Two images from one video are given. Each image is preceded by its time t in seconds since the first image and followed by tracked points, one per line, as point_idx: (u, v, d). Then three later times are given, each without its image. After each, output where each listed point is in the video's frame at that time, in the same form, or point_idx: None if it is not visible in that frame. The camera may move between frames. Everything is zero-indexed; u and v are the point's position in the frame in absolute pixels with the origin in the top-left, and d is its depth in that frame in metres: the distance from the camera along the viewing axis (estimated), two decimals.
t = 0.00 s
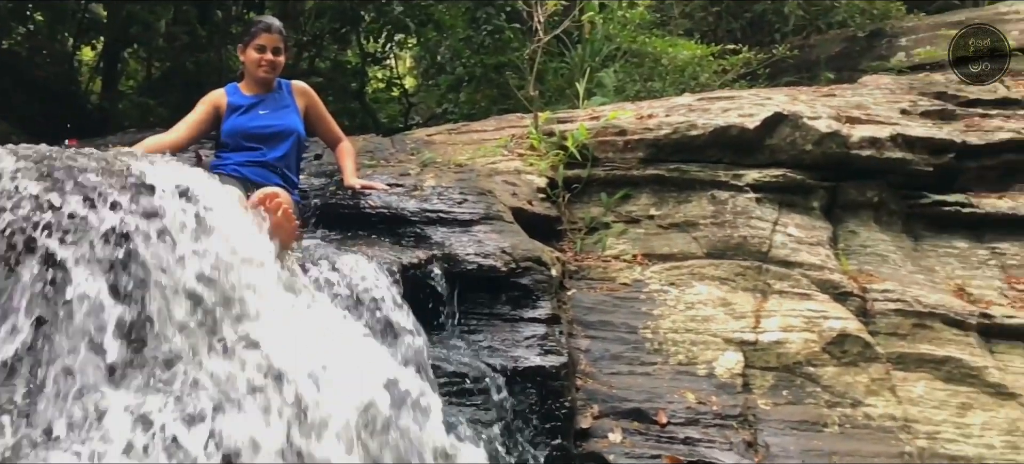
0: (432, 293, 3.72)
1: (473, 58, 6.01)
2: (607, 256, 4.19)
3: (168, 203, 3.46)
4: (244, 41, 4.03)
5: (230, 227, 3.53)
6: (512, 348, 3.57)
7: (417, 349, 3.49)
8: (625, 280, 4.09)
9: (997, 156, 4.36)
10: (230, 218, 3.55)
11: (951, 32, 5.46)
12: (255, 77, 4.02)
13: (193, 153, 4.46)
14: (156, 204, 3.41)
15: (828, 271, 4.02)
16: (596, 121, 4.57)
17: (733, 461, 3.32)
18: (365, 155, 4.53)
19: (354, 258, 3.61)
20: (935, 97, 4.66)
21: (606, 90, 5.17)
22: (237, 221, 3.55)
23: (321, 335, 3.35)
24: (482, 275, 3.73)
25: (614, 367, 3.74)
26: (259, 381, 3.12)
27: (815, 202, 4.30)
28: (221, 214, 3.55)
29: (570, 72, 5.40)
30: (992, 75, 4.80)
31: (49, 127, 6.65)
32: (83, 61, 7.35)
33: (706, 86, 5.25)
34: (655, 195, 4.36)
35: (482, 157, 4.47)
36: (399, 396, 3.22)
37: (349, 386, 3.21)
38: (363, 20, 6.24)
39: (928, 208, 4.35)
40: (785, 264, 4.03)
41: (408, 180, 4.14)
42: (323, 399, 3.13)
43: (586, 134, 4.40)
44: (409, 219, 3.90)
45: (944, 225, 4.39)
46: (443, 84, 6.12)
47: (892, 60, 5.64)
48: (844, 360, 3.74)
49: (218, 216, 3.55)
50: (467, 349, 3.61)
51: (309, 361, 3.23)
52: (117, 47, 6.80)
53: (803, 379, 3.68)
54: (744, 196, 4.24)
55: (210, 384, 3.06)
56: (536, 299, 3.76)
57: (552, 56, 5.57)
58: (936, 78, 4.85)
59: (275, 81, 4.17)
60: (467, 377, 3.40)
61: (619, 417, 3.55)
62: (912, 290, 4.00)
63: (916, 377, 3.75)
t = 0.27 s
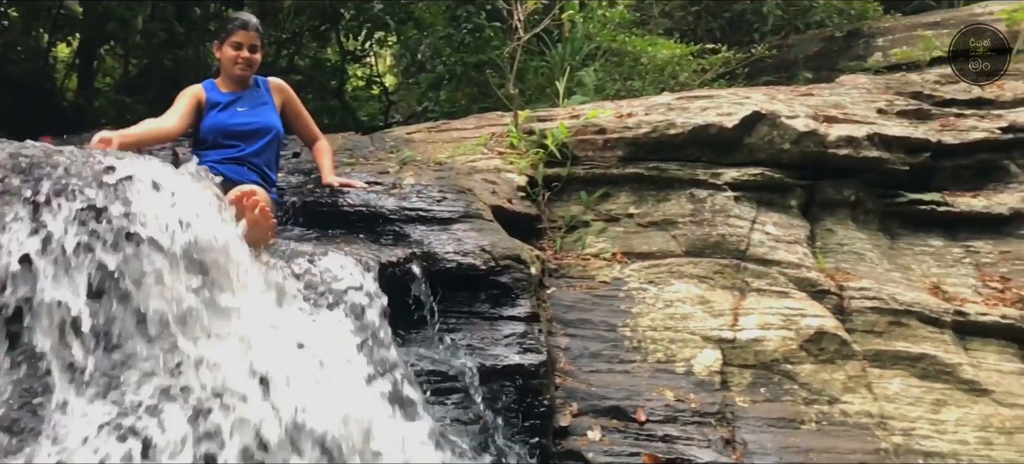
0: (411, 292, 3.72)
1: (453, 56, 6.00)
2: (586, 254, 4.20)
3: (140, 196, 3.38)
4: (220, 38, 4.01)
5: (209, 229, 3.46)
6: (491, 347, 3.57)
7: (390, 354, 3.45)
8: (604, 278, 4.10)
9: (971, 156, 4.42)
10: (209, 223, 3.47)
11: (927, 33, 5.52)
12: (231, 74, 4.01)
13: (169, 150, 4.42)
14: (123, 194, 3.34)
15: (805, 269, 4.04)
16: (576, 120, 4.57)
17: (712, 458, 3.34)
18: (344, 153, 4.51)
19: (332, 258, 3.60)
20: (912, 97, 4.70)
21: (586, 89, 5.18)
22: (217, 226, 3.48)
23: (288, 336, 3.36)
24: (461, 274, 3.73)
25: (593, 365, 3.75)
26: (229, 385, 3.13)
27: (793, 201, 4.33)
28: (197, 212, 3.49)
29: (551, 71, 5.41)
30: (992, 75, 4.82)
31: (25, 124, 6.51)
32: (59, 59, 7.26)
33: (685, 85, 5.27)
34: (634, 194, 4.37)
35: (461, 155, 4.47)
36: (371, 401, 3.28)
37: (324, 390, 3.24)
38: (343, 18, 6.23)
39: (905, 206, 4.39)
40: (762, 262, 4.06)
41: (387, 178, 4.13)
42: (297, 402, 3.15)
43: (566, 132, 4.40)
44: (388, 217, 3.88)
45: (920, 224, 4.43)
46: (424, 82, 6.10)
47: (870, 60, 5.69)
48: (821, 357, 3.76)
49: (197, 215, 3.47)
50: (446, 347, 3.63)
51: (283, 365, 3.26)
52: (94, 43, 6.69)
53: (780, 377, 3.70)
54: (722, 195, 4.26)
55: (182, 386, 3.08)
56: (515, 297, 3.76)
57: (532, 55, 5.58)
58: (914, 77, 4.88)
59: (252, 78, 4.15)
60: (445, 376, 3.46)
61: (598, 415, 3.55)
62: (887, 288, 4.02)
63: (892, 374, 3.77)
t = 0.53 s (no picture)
0: (389, 290, 3.70)
1: (433, 53, 5.98)
2: (565, 252, 4.20)
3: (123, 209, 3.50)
4: (193, 33, 3.97)
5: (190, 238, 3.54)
6: (469, 344, 3.57)
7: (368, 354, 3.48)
8: (583, 276, 4.10)
9: (945, 155, 4.47)
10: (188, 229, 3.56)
11: (903, 34, 5.57)
12: (206, 70, 3.98)
13: (145, 146, 4.38)
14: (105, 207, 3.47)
15: (781, 267, 4.07)
16: (555, 117, 4.58)
17: (688, 454, 3.37)
18: (322, 149, 4.49)
19: (308, 254, 3.63)
20: (887, 97, 4.73)
21: (566, 87, 5.19)
22: (194, 231, 3.57)
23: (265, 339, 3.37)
24: (438, 270, 3.72)
25: (571, 362, 3.75)
26: (204, 385, 3.15)
27: (770, 199, 4.36)
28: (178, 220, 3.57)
29: (530, 69, 5.42)
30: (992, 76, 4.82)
31: None
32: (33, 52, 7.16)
33: (664, 84, 5.29)
34: (613, 192, 4.38)
35: (440, 152, 4.46)
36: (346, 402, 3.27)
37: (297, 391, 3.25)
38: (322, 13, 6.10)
39: (880, 205, 4.43)
40: (739, 259, 4.08)
41: (365, 175, 4.12)
42: (270, 402, 3.16)
43: (545, 130, 4.40)
44: (365, 214, 3.88)
45: (895, 223, 4.48)
46: (403, 79, 6.08)
47: (846, 60, 5.75)
48: (797, 355, 3.79)
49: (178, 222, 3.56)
50: (423, 345, 3.59)
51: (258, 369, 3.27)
52: (69, 39, 6.61)
53: (756, 374, 3.72)
54: (700, 193, 4.27)
55: (156, 385, 3.10)
56: (493, 294, 3.76)
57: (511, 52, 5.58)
58: (889, 77, 4.90)
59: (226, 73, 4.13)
60: (422, 374, 3.42)
61: (576, 412, 3.56)
62: (862, 286, 4.05)
63: (867, 371, 3.79)
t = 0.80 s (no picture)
0: (366, 285, 3.71)
1: (414, 48, 5.97)
2: (545, 248, 4.21)
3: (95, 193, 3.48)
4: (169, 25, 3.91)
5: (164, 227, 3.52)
6: (447, 339, 3.56)
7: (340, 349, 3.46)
8: (562, 272, 4.11)
9: (921, 153, 4.52)
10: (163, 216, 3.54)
11: (881, 33, 5.62)
12: (183, 62, 3.94)
13: (121, 140, 4.33)
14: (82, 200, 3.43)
15: (759, 263, 4.09)
16: (535, 114, 4.58)
17: (666, 450, 3.40)
18: (301, 144, 4.47)
19: (286, 248, 3.60)
20: (865, 95, 4.76)
21: (547, 84, 5.19)
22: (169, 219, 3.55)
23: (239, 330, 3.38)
24: (417, 266, 3.70)
25: (549, 357, 3.75)
26: (182, 382, 3.12)
27: (748, 196, 4.39)
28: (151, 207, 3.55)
29: (511, 65, 5.42)
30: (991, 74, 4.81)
31: None
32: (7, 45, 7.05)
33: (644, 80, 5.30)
34: (592, 188, 4.39)
35: (420, 148, 4.45)
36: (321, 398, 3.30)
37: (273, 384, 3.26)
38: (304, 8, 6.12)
39: (858, 202, 4.46)
40: (717, 256, 4.10)
41: (344, 170, 4.12)
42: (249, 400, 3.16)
43: (525, 126, 4.41)
44: (343, 209, 3.86)
45: (871, 220, 4.52)
46: (384, 75, 6.05)
47: (825, 59, 5.79)
48: (774, 350, 3.81)
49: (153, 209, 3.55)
50: (400, 341, 3.58)
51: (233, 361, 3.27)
52: (45, 32, 6.50)
53: (734, 370, 3.75)
54: (679, 189, 4.29)
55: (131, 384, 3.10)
56: (472, 290, 3.75)
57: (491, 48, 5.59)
58: (867, 75, 4.92)
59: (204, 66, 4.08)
60: (400, 370, 3.43)
61: (554, 408, 3.56)
62: (839, 282, 4.07)
63: (843, 367, 3.82)
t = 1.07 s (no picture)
0: (344, 281, 3.65)
1: (395, 44, 5.98)
2: (525, 245, 4.21)
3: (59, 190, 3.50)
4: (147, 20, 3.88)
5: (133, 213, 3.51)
6: (425, 336, 3.56)
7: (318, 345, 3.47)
8: (542, 268, 4.11)
9: (898, 151, 4.56)
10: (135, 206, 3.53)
11: (859, 32, 5.66)
12: (160, 57, 3.91)
13: (96, 136, 4.29)
14: (54, 200, 3.46)
15: (737, 260, 4.11)
16: (515, 110, 4.57)
17: (644, 446, 3.41)
18: (279, 140, 4.44)
19: (263, 244, 3.58)
20: (843, 93, 4.78)
21: (528, 81, 5.20)
22: (143, 212, 3.53)
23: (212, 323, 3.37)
24: (395, 263, 3.69)
25: (529, 354, 3.76)
26: (157, 375, 3.10)
27: (727, 193, 4.41)
28: (119, 193, 3.55)
29: (492, 61, 5.43)
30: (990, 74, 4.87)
31: None
32: None
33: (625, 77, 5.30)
34: (572, 185, 4.40)
35: (400, 144, 4.43)
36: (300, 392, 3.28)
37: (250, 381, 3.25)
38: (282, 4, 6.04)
39: (835, 199, 4.49)
40: (696, 253, 4.11)
41: (322, 166, 4.11)
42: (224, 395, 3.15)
43: (505, 122, 4.40)
44: (321, 205, 3.85)
45: (849, 217, 4.55)
46: (364, 71, 6.02)
47: (804, 58, 5.83)
48: (752, 346, 3.83)
49: (122, 199, 3.54)
50: (378, 338, 3.58)
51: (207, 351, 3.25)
52: (19, 25, 6.40)
53: (712, 366, 3.76)
54: (658, 186, 4.30)
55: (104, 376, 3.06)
56: (451, 287, 3.75)
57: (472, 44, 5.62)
58: (845, 73, 4.95)
59: (181, 62, 4.05)
60: (378, 366, 3.43)
61: (533, 404, 3.56)
62: (817, 279, 4.10)
63: (820, 363, 3.84)
